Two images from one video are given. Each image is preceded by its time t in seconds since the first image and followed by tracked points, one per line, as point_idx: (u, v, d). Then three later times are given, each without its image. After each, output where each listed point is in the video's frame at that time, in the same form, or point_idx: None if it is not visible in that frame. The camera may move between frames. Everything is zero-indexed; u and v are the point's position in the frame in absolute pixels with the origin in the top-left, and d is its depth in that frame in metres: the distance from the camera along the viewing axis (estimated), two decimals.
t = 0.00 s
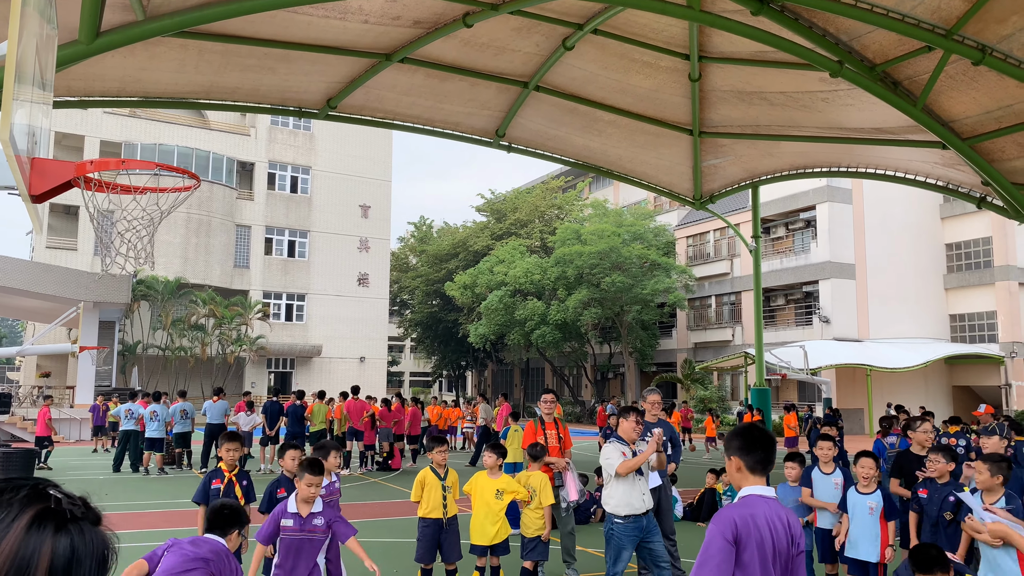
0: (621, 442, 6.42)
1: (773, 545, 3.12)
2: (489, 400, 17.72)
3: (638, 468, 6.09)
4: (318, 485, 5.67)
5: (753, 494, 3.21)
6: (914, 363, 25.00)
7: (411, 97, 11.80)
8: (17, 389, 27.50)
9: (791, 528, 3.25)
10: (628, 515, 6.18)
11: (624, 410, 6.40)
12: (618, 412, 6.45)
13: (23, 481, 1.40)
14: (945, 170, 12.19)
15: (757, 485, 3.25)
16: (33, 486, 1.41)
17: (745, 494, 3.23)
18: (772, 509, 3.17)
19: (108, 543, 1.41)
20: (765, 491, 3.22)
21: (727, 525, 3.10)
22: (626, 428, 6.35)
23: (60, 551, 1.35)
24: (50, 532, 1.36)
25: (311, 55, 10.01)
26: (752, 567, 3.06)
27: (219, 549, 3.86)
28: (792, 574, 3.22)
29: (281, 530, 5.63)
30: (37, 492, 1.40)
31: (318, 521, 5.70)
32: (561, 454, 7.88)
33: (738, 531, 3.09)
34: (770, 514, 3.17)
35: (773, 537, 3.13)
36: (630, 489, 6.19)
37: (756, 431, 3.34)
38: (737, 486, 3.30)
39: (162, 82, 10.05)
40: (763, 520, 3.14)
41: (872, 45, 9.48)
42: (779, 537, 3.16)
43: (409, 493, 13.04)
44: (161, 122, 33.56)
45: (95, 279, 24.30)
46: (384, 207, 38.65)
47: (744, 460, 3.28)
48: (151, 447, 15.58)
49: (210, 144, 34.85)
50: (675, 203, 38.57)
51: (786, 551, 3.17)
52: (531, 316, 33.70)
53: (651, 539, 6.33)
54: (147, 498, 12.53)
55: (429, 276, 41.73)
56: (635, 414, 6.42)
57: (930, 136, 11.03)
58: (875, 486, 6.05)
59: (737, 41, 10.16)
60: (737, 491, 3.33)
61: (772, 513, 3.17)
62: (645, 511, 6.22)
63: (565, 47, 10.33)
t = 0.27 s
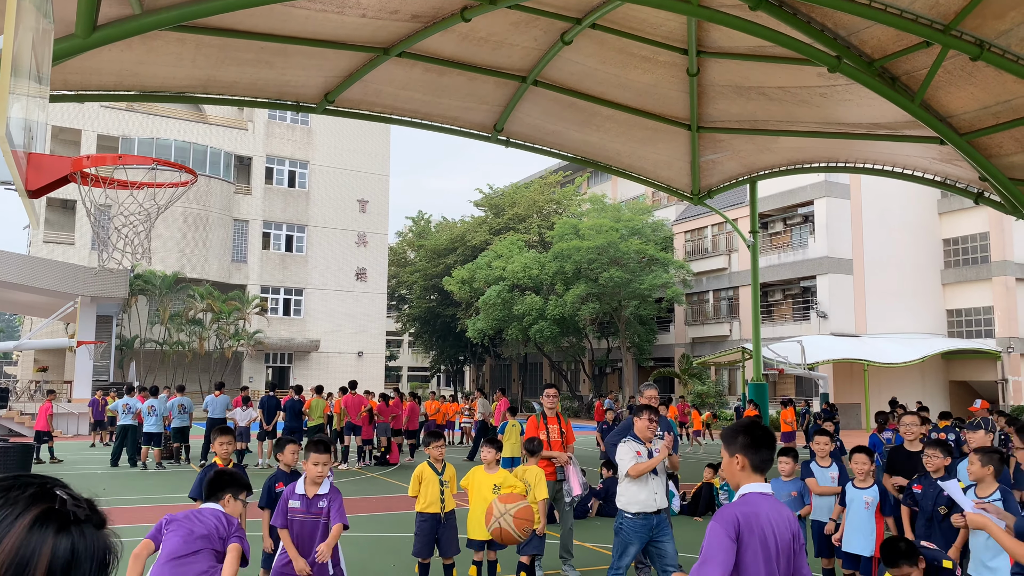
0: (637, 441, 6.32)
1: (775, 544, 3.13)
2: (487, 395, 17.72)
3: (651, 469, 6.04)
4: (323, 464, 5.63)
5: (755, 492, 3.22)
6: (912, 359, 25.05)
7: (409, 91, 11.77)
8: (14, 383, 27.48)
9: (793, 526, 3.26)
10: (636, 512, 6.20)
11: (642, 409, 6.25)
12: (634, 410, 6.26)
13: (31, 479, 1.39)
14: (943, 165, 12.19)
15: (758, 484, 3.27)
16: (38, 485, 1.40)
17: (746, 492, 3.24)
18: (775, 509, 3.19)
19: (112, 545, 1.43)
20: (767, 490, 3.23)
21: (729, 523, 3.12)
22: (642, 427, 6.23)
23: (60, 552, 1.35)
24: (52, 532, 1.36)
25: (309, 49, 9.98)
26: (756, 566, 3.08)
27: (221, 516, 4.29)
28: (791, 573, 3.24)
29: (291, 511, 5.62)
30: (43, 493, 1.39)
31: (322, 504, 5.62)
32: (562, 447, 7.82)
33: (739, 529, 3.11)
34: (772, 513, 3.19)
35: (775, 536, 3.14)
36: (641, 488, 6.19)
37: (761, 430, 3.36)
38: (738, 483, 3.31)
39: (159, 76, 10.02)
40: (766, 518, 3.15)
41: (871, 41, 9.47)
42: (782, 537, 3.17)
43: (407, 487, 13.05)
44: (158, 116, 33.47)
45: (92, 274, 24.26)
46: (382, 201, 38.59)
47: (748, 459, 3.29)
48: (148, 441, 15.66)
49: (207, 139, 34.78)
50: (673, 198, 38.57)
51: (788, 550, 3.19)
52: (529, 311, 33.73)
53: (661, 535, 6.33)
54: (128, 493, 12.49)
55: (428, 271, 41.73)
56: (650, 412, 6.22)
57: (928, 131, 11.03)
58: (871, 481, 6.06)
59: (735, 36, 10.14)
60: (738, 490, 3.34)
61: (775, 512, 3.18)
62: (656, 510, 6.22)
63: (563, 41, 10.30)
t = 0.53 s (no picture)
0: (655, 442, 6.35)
1: (773, 545, 3.12)
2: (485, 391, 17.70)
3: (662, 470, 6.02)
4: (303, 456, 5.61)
5: (750, 492, 3.21)
6: (909, 355, 25.08)
7: (407, 87, 11.73)
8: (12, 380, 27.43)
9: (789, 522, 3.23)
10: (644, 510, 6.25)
11: (665, 411, 6.36)
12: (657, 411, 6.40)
13: (27, 482, 1.36)
14: (941, 162, 12.19)
15: (750, 482, 3.26)
16: (33, 490, 1.36)
17: (740, 493, 3.23)
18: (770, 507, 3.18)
19: (103, 555, 1.38)
20: (759, 488, 3.22)
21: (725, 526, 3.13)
22: (662, 429, 6.33)
23: (47, 557, 1.30)
24: (40, 538, 1.31)
25: (306, 45, 9.95)
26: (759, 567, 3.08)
27: (163, 499, 4.06)
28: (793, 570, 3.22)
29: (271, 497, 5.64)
30: (39, 498, 1.35)
31: (298, 493, 5.56)
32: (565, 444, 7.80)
33: (735, 532, 3.12)
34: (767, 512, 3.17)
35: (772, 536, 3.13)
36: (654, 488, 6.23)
37: (745, 428, 3.33)
38: (731, 484, 3.31)
39: (156, 72, 9.98)
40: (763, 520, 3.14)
41: (869, 37, 9.45)
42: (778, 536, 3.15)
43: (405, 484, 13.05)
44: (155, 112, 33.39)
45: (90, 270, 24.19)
46: (380, 198, 38.53)
47: (735, 459, 3.28)
48: (146, 438, 15.61)
49: (205, 135, 34.74)
50: (671, 195, 38.58)
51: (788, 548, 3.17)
52: (527, 308, 33.75)
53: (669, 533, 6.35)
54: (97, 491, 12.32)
55: (426, 268, 41.71)
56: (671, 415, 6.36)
57: (927, 128, 11.02)
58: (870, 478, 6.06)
59: (734, 32, 10.12)
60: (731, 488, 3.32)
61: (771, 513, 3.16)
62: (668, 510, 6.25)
63: (561, 38, 10.27)
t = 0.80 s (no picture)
0: (655, 435, 6.34)
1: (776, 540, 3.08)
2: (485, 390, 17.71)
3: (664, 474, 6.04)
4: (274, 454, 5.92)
5: (751, 492, 3.24)
6: (908, 353, 25.09)
7: (406, 85, 11.73)
8: (12, 378, 27.45)
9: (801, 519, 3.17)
10: (643, 504, 6.24)
11: (665, 406, 6.34)
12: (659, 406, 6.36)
13: (52, 488, 1.33)
14: (941, 160, 12.19)
15: (753, 481, 3.29)
16: (58, 499, 1.32)
17: (744, 493, 3.27)
18: (771, 505, 3.16)
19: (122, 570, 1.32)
20: (761, 486, 3.25)
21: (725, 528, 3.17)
22: (663, 424, 6.32)
23: (68, 567, 1.25)
24: (62, 546, 1.27)
25: (306, 44, 9.94)
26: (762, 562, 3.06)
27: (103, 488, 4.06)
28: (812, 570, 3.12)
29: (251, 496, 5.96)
30: (63, 507, 1.32)
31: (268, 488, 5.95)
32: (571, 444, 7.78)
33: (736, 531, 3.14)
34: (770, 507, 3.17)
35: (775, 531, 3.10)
36: (655, 483, 6.22)
37: (743, 433, 3.41)
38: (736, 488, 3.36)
39: (156, 71, 9.99)
40: (765, 517, 3.13)
41: (869, 35, 9.45)
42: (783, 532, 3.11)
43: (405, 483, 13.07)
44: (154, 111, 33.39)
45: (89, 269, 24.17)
46: (379, 196, 38.51)
47: (731, 459, 3.38)
48: (146, 436, 15.62)
49: (204, 133, 34.75)
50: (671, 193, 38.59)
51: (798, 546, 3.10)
52: (526, 306, 33.79)
53: (668, 529, 6.33)
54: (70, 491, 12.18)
55: (425, 266, 41.73)
56: (672, 410, 6.33)
57: (927, 126, 11.02)
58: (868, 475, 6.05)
59: (733, 30, 10.12)
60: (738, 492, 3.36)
61: (773, 509, 3.15)
62: (666, 503, 6.24)
63: (560, 36, 10.26)
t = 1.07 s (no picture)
0: (642, 431, 6.41)
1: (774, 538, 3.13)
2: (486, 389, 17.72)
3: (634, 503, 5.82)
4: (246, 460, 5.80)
5: (756, 490, 3.29)
6: (909, 351, 25.07)
7: (407, 84, 11.74)
8: (14, 378, 27.48)
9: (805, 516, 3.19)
10: (639, 502, 6.24)
11: (649, 401, 6.36)
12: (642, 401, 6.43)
13: (70, 497, 1.31)
14: (942, 158, 12.17)
15: (761, 480, 3.32)
16: (76, 508, 1.31)
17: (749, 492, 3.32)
18: (772, 505, 3.21)
19: None
20: (766, 484, 3.29)
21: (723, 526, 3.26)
22: (647, 419, 6.35)
23: None
24: (77, 560, 1.26)
25: (305, 43, 9.94)
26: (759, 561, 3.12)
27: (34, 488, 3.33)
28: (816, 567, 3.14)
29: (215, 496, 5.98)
30: (79, 517, 1.30)
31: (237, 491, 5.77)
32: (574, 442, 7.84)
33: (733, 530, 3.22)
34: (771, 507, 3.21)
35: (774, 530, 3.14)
36: (648, 479, 6.23)
37: (758, 434, 3.43)
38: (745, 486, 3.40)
39: (156, 71, 10.00)
40: (764, 515, 3.19)
41: (869, 33, 9.44)
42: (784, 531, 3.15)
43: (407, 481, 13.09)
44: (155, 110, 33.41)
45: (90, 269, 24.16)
46: (380, 195, 38.50)
47: (740, 459, 3.43)
48: (148, 435, 15.64)
49: (205, 133, 34.77)
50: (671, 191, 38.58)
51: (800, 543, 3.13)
52: (527, 305, 33.79)
53: (665, 526, 6.33)
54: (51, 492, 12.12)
55: (426, 265, 41.75)
56: (656, 405, 6.37)
57: (927, 124, 11.01)
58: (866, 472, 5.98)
59: (733, 28, 10.11)
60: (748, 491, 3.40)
61: (774, 508, 3.20)
62: (660, 499, 6.24)
63: (560, 34, 10.25)
